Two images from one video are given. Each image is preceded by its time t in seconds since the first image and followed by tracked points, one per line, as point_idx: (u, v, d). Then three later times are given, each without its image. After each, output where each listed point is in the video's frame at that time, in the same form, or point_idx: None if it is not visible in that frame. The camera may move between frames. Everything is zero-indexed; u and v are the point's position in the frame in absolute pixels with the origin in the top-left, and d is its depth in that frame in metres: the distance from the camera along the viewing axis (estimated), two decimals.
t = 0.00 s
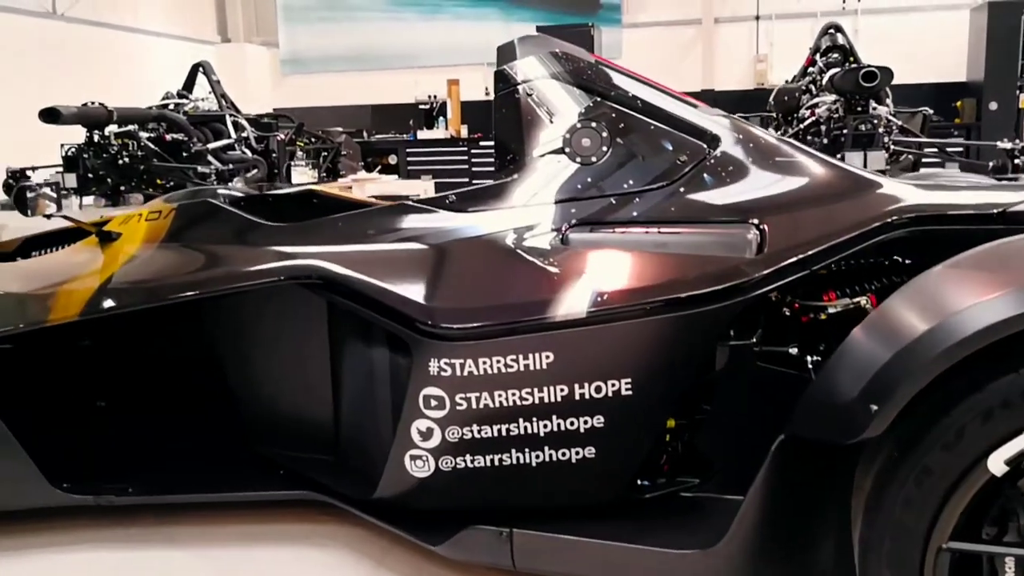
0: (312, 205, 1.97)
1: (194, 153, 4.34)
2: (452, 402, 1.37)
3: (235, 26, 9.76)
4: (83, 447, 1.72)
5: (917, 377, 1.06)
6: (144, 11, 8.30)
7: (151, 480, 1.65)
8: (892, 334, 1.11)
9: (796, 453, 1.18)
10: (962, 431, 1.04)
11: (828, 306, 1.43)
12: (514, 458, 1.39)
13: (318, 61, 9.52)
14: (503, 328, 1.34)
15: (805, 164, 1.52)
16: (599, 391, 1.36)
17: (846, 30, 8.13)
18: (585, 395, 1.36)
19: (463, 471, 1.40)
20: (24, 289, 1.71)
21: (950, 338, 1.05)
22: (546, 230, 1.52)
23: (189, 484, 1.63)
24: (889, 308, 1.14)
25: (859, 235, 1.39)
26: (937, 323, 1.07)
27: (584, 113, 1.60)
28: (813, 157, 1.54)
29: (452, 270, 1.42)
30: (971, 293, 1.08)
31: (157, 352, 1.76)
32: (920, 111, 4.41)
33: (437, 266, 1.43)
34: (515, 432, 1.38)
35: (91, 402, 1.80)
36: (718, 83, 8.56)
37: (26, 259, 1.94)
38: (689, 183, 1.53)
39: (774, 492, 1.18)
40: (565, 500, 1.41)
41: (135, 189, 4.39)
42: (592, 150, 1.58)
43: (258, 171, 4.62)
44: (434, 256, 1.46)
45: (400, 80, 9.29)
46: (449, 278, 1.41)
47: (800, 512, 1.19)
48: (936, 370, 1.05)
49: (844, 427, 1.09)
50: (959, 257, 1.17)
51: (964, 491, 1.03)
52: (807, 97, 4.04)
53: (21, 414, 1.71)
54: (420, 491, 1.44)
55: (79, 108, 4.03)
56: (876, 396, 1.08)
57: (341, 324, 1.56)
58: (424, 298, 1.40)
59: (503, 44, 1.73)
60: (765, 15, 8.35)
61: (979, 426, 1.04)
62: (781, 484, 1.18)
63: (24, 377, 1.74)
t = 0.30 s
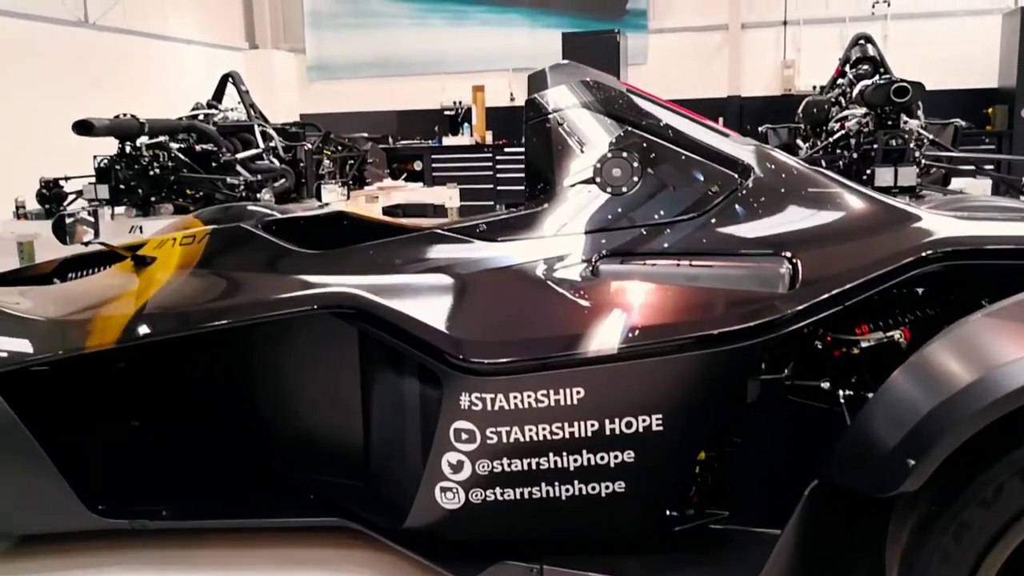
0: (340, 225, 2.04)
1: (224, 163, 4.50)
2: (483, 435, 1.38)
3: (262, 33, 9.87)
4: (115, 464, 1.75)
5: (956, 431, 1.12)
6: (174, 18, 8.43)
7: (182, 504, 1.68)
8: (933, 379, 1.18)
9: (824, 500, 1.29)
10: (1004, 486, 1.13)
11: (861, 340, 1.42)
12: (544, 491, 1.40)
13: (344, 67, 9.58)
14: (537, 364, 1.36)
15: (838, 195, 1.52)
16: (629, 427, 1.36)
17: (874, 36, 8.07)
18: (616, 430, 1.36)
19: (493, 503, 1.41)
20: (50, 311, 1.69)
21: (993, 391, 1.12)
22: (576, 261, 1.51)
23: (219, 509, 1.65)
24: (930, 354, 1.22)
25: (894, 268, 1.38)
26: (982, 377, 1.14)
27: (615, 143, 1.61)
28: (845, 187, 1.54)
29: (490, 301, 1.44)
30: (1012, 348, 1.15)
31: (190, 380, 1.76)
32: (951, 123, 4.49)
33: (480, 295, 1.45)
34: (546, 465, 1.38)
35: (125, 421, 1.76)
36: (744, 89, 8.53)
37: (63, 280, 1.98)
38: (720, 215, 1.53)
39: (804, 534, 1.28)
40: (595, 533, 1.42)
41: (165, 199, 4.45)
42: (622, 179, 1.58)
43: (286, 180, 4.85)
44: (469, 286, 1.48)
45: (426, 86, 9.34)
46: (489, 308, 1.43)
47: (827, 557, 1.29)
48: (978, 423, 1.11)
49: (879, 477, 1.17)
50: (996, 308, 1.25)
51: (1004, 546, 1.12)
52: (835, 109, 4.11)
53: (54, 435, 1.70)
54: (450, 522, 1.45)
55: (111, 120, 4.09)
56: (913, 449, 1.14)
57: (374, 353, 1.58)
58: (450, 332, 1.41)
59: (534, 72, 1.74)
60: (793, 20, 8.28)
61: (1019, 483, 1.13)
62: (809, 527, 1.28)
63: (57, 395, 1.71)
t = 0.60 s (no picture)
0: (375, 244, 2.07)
1: (256, 171, 4.58)
2: (517, 461, 1.40)
3: (293, 38, 9.98)
4: (156, 480, 1.76)
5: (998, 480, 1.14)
6: (206, 24, 8.56)
7: (221, 520, 1.71)
8: (977, 422, 1.20)
9: (862, 536, 1.30)
10: None
11: (897, 368, 1.41)
12: (578, 517, 1.42)
13: (373, 72, 9.67)
14: (571, 393, 1.37)
15: (872, 223, 1.52)
16: (663, 455, 1.38)
17: (907, 40, 7.99)
18: (650, 458, 1.38)
19: (527, 528, 1.43)
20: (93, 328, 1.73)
21: None
22: (610, 286, 1.52)
23: (258, 526, 1.68)
24: (972, 392, 1.24)
25: (930, 298, 1.37)
26: None
27: (649, 168, 1.61)
28: (879, 215, 1.55)
29: (526, 328, 1.45)
30: None
31: (228, 399, 1.78)
32: (985, 133, 4.48)
33: (516, 321, 1.46)
34: (579, 492, 1.41)
35: (163, 435, 1.76)
36: (773, 93, 8.48)
37: (104, 297, 2.03)
38: (755, 241, 1.53)
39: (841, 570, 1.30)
40: (627, 557, 1.44)
41: (199, 207, 4.49)
42: (655, 204, 1.58)
43: (317, 187, 4.94)
44: (504, 312, 1.49)
45: (454, 91, 9.40)
46: (525, 336, 1.44)
47: None
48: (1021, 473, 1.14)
49: (920, 520, 1.19)
50: None
51: None
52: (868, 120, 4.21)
53: (95, 452, 1.70)
54: (484, 545, 1.47)
55: (146, 130, 4.17)
56: (954, 496, 1.17)
57: (409, 376, 1.60)
58: (483, 359, 1.43)
59: (566, 96, 1.75)
60: (824, 23, 8.21)
61: None
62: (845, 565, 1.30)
63: (98, 411, 1.71)
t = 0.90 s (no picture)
0: (412, 256, 2.17)
1: (291, 173, 4.66)
2: (555, 482, 1.42)
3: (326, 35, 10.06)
4: (201, 492, 1.78)
5: None
6: (242, 23, 8.67)
7: (262, 530, 1.75)
8: None
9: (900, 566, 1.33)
10: None
11: (937, 394, 1.43)
12: (615, 538, 1.44)
13: (406, 70, 9.72)
14: (609, 418, 1.38)
15: (911, 247, 1.53)
16: (701, 479, 1.39)
17: (946, 37, 7.87)
18: (688, 482, 1.39)
19: (565, 547, 1.45)
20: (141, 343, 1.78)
21: None
22: (647, 307, 1.53)
23: (301, 537, 1.71)
24: (1018, 427, 1.24)
25: (972, 324, 1.36)
26: None
27: (688, 189, 1.61)
28: (919, 238, 1.55)
29: (565, 349, 1.47)
30: None
31: (269, 415, 1.78)
32: None
33: (555, 342, 1.48)
34: (617, 513, 1.42)
35: (205, 443, 1.77)
36: (808, 91, 8.39)
37: (150, 308, 2.11)
38: (793, 263, 1.53)
39: None
40: None
41: (236, 208, 4.55)
42: (693, 225, 1.58)
43: (352, 188, 5.02)
44: (542, 333, 1.50)
45: (486, 88, 9.42)
46: (562, 358, 1.46)
47: None
48: None
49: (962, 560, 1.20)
50: None
51: None
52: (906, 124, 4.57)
53: (139, 458, 1.71)
54: (521, 564, 1.49)
55: (185, 133, 4.25)
56: (996, 538, 1.17)
57: (448, 393, 1.62)
58: (521, 380, 1.45)
59: (604, 114, 1.76)
60: (860, 21, 8.10)
61: None
62: None
63: (145, 420, 1.74)
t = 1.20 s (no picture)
0: (446, 262, 2.19)
1: (325, 170, 4.70)
2: (591, 498, 1.44)
3: (357, 27, 10.10)
4: (245, 498, 1.83)
5: None
6: (275, 16, 8.74)
7: (301, 533, 1.78)
8: None
9: None
10: None
11: (974, 415, 1.42)
12: (649, 552, 1.45)
13: (436, 62, 9.73)
14: (645, 435, 1.40)
15: (951, 264, 1.52)
16: (736, 497, 1.40)
17: (986, 30, 7.75)
18: (722, 500, 1.41)
19: (599, 560, 1.47)
20: (184, 350, 1.82)
21: None
22: (683, 322, 1.53)
23: (337, 540, 1.75)
24: None
25: (1012, 349, 1.37)
26: None
27: (725, 205, 1.62)
28: (959, 255, 1.54)
29: (601, 365, 1.49)
30: None
31: (311, 424, 1.83)
32: None
33: (590, 358, 1.50)
34: (652, 528, 1.44)
35: (245, 445, 1.82)
36: (843, 84, 8.28)
37: (191, 314, 2.15)
38: (831, 279, 1.53)
39: None
40: None
41: (270, 205, 4.61)
42: (729, 241, 1.59)
43: (383, 184, 5.02)
44: (579, 348, 1.52)
45: (516, 80, 9.42)
46: (598, 374, 1.47)
47: None
48: None
49: None
50: None
51: None
52: (943, 122, 4.62)
53: (181, 460, 1.76)
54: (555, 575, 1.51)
55: (221, 130, 4.31)
56: None
57: (483, 405, 1.65)
58: (557, 396, 1.47)
59: (641, 128, 1.77)
60: (897, 12, 7.97)
61: None
62: None
63: (191, 424, 1.77)
